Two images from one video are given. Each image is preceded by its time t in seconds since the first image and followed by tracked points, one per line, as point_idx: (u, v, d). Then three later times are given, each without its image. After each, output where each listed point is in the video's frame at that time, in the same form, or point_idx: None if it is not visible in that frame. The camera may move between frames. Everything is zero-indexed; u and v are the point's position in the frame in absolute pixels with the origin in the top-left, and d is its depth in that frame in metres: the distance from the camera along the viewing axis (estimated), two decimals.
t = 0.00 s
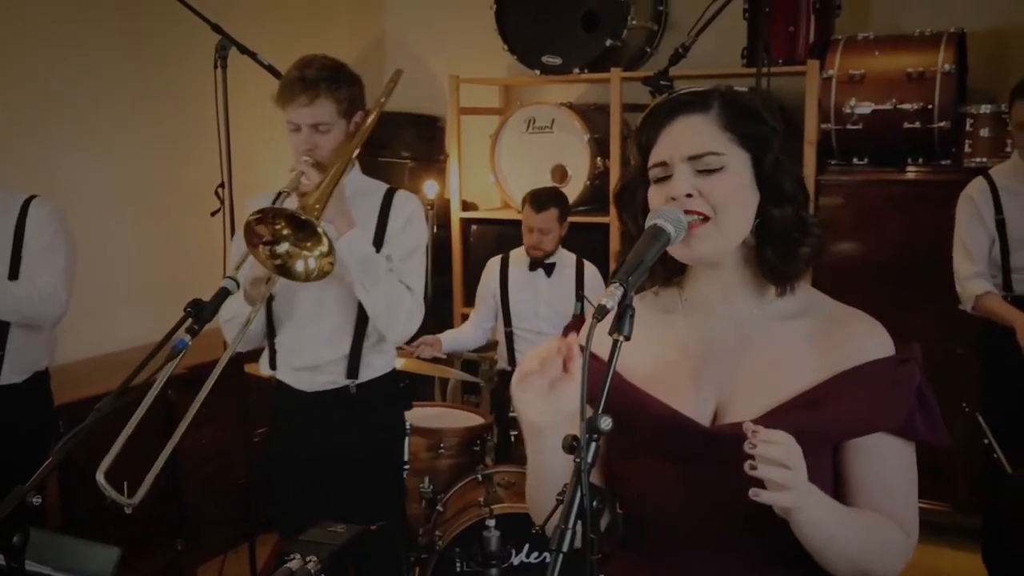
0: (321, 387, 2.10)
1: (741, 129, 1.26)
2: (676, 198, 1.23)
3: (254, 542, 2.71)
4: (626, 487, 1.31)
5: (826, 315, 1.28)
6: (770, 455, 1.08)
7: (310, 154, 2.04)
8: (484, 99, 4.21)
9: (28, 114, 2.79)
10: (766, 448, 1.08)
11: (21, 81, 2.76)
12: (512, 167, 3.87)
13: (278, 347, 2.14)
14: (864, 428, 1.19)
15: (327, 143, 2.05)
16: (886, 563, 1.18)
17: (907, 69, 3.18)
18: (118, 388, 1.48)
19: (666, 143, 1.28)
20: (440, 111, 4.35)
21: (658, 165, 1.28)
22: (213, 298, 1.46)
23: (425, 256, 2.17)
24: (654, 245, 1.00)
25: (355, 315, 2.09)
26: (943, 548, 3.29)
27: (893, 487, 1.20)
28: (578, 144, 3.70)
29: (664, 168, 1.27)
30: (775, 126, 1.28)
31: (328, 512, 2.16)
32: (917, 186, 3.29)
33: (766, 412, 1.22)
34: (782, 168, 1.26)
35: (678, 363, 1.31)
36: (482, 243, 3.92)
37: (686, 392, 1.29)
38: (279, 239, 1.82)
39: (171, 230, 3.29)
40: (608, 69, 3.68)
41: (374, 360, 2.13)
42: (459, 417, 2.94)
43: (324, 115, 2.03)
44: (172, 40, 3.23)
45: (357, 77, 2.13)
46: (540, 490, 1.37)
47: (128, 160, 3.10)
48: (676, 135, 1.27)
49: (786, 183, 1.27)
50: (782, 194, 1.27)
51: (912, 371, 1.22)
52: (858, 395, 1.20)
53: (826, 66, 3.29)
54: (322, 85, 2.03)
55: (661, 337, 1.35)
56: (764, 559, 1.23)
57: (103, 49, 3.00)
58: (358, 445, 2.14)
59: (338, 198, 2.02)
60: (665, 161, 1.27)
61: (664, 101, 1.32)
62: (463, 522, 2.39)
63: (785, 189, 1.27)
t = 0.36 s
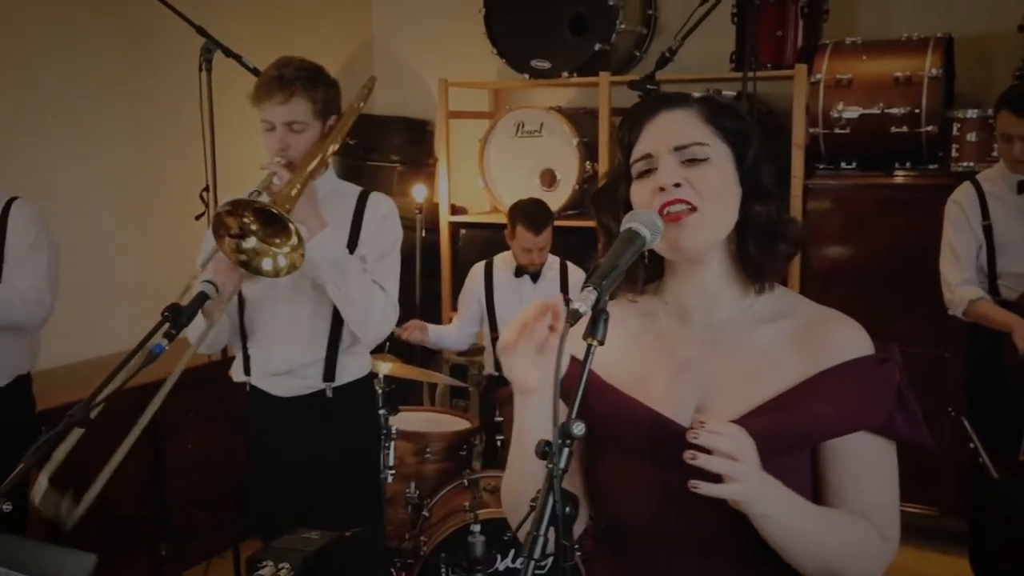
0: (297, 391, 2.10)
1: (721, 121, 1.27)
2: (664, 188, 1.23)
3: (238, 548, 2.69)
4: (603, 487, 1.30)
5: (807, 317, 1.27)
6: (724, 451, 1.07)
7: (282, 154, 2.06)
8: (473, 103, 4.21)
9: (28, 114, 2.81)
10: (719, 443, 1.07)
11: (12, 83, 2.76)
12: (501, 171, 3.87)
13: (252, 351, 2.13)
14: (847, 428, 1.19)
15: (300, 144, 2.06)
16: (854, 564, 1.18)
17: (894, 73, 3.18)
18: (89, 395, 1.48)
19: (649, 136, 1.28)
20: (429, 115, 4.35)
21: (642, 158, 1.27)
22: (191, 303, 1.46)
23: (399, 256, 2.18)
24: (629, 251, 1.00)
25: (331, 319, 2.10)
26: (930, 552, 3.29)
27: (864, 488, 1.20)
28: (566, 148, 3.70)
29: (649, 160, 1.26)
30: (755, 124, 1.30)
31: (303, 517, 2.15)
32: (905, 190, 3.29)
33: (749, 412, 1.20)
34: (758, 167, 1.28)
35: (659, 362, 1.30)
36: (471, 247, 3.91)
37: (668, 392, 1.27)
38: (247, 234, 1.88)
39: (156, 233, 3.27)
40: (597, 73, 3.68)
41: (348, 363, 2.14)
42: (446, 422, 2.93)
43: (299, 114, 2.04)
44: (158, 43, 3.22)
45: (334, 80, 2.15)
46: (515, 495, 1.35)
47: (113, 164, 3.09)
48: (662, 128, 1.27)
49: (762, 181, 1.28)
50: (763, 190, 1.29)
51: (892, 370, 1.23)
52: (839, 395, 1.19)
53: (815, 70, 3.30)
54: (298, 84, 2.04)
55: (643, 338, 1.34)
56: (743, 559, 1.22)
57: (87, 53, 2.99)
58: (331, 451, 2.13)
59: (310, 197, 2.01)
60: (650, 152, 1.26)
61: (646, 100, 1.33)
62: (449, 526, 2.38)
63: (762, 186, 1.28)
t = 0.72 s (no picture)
0: (270, 393, 2.08)
1: (678, 124, 1.27)
2: (616, 183, 1.23)
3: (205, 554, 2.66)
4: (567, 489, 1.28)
5: (759, 319, 1.26)
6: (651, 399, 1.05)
7: (252, 151, 2.05)
8: (446, 104, 4.21)
9: None
10: (647, 391, 1.05)
11: None
12: (473, 172, 3.86)
13: (227, 353, 2.13)
14: (789, 430, 1.15)
15: (269, 141, 2.05)
16: (780, 557, 1.12)
17: (863, 75, 3.21)
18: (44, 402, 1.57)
19: (607, 133, 1.29)
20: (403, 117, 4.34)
21: (600, 154, 1.28)
22: (149, 306, 1.44)
23: (372, 255, 2.16)
24: (583, 251, 1.00)
25: (304, 320, 2.09)
26: (901, 551, 3.31)
27: (803, 484, 1.15)
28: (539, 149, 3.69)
29: (607, 156, 1.27)
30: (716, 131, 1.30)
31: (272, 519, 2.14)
32: (875, 192, 3.31)
33: (696, 416, 1.19)
34: (715, 175, 1.28)
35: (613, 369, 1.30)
36: (444, 249, 3.90)
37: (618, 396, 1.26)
38: (211, 224, 1.88)
39: (123, 236, 3.24)
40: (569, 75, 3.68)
41: (322, 366, 2.11)
42: (417, 425, 2.91)
43: (266, 112, 2.03)
44: (122, 44, 3.19)
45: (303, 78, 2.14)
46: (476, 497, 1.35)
47: (76, 166, 3.06)
48: (624, 124, 1.28)
49: (721, 185, 1.28)
50: (721, 196, 1.28)
51: (838, 374, 1.20)
52: (781, 396, 1.17)
53: (785, 72, 3.32)
54: (265, 81, 2.03)
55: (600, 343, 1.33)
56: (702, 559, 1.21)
57: (50, 54, 2.96)
58: (300, 453, 2.10)
59: (280, 193, 1.99)
60: (608, 148, 1.27)
61: (610, 99, 1.33)
62: (418, 530, 2.37)
63: (720, 192, 1.28)
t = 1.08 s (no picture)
0: (229, 398, 2.07)
1: (619, 134, 1.27)
2: (545, 195, 1.22)
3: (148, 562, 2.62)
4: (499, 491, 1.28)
5: (671, 316, 1.29)
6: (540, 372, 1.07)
7: (208, 151, 2.05)
8: (397, 105, 4.19)
9: None
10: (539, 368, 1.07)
11: None
12: (424, 175, 3.84)
13: (187, 357, 2.11)
14: (685, 418, 1.17)
15: (226, 140, 2.05)
16: (673, 552, 1.09)
17: (808, 79, 3.25)
18: None
19: (544, 140, 1.28)
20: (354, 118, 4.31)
21: (534, 159, 1.27)
22: (80, 310, 1.41)
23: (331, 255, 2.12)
24: (511, 255, 1.00)
25: (263, 324, 2.07)
26: (846, 547, 3.36)
27: (697, 478, 1.14)
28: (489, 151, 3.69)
29: (540, 162, 1.26)
30: (654, 140, 1.31)
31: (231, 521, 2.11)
32: (822, 193, 3.35)
33: (600, 410, 1.22)
34: (652, 184, 1.29)
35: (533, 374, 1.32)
36: (395, 251, 3.88)
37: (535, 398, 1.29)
38: (158, 220, 1.87)
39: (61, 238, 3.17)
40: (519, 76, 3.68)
41: (282, 369, 2.09)
42: (365, 428, 2.89)
43: (221, 112, 2.03)
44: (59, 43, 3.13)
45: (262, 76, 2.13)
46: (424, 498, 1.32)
47: (12, 167, 2.99)
48: (559, 132, 1.27)
49: (653, 197, 1.28)
50: (652, 210, 1.29)
51: (740, 371, 1.21)
52: (678, 386, 1.19)
53: (732, 75, 3.36)
54: (220, 80, 2.04)
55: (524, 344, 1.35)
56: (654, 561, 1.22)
57: None
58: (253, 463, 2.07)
59: (236, 192, 1.97)
60: (541, 154, 1.26)
61: (550, 98, 1.33)
62: (364, 535, 2.35)
63: (654, 203, 1.29)
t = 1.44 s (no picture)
0: (175, 401, 2.02)
1: (554, 137, 1.28)
2: (468, 193, 1.22)
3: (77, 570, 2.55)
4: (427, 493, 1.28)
5: (581, 300, 1.29)
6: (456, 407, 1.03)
7: (153, 146, 2.03)
8: (337, 102, 4.14)
9: None
10: (454, 402, 1.03)
11: None
12: (364, 173, 3.81)
13: (133, 358, 2.06)
14: (585, 400, 1.16)
15: (170, 135, 2.03)
16: (615, 553, 1.10)
17: (745, 78, 3.29)
18: None
19: (475, 133, 1.28)
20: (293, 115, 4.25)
21: (462, 151, 1.27)
22: None
23: (278, 255, 2.08)
24: (433, 253, 1.00)
25: (209, 325, 2.02)
26: (784, 540, 3.40)
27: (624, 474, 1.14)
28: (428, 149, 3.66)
29: (468, 154, 1.26)
30: (586, 148, 1.31)
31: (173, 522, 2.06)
32: (759, 191, 3.38)
33: (507, 393, 1.20)
34: (579, 189, 1.28)
35: (449, 361, 1.31)
36: (335, 250, 3.83)
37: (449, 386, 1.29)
38: (93, 215, 1.85)
39: None
40: (459, 73, 3.66)
41: (229, 371, 2.04)
42: (303, 429, 2.85)
43: (167, 108, 2.01)
44: None
45: (209, 71, 2.13)
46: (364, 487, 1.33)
47: None
48: (489, 129, 1.27)
49: (575, 205, 1.28)
50: (576, 217, 1.28)
51: (641, 352, 1.21)
52: (581, 371, 1.18)
53: (671, 74, 3.39)
54: (163, 75, 2.02)
55: (443, 333, 1.35)
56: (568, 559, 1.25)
57: None
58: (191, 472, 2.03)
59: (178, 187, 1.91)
60: (470, 148, 1.26)
61: (485, 90, 1.33)
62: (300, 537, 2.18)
63: (577, 211, 1.28)
